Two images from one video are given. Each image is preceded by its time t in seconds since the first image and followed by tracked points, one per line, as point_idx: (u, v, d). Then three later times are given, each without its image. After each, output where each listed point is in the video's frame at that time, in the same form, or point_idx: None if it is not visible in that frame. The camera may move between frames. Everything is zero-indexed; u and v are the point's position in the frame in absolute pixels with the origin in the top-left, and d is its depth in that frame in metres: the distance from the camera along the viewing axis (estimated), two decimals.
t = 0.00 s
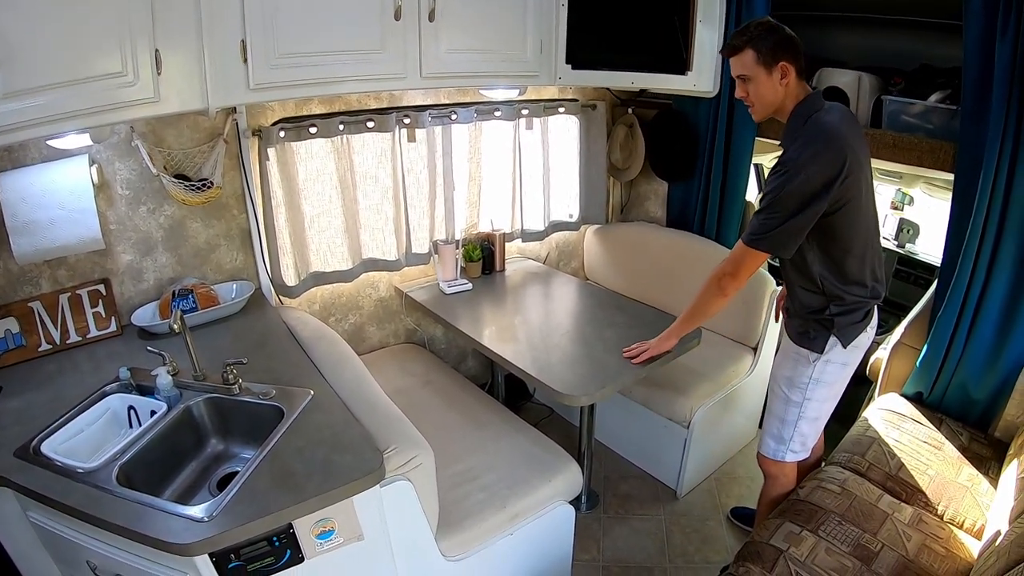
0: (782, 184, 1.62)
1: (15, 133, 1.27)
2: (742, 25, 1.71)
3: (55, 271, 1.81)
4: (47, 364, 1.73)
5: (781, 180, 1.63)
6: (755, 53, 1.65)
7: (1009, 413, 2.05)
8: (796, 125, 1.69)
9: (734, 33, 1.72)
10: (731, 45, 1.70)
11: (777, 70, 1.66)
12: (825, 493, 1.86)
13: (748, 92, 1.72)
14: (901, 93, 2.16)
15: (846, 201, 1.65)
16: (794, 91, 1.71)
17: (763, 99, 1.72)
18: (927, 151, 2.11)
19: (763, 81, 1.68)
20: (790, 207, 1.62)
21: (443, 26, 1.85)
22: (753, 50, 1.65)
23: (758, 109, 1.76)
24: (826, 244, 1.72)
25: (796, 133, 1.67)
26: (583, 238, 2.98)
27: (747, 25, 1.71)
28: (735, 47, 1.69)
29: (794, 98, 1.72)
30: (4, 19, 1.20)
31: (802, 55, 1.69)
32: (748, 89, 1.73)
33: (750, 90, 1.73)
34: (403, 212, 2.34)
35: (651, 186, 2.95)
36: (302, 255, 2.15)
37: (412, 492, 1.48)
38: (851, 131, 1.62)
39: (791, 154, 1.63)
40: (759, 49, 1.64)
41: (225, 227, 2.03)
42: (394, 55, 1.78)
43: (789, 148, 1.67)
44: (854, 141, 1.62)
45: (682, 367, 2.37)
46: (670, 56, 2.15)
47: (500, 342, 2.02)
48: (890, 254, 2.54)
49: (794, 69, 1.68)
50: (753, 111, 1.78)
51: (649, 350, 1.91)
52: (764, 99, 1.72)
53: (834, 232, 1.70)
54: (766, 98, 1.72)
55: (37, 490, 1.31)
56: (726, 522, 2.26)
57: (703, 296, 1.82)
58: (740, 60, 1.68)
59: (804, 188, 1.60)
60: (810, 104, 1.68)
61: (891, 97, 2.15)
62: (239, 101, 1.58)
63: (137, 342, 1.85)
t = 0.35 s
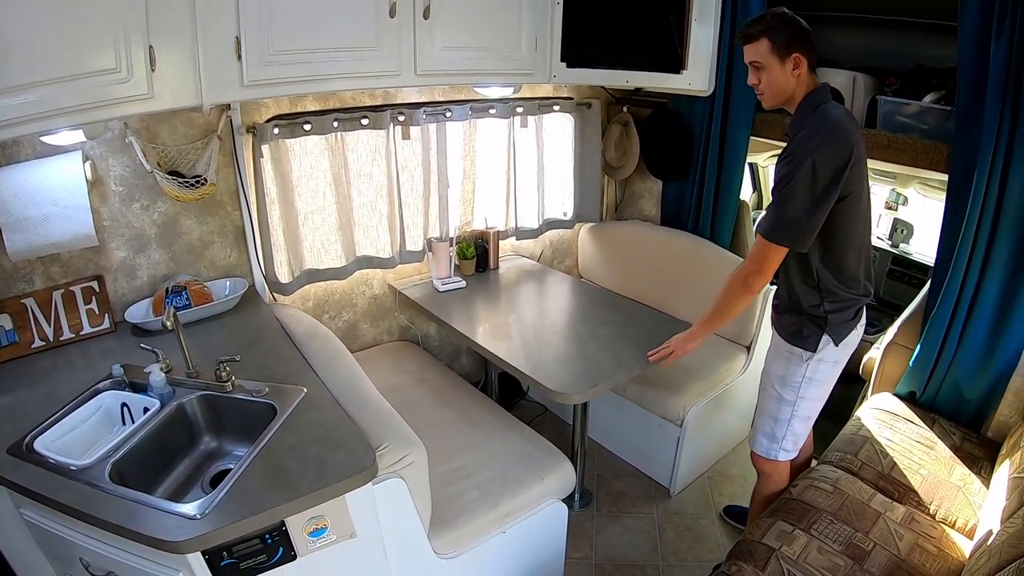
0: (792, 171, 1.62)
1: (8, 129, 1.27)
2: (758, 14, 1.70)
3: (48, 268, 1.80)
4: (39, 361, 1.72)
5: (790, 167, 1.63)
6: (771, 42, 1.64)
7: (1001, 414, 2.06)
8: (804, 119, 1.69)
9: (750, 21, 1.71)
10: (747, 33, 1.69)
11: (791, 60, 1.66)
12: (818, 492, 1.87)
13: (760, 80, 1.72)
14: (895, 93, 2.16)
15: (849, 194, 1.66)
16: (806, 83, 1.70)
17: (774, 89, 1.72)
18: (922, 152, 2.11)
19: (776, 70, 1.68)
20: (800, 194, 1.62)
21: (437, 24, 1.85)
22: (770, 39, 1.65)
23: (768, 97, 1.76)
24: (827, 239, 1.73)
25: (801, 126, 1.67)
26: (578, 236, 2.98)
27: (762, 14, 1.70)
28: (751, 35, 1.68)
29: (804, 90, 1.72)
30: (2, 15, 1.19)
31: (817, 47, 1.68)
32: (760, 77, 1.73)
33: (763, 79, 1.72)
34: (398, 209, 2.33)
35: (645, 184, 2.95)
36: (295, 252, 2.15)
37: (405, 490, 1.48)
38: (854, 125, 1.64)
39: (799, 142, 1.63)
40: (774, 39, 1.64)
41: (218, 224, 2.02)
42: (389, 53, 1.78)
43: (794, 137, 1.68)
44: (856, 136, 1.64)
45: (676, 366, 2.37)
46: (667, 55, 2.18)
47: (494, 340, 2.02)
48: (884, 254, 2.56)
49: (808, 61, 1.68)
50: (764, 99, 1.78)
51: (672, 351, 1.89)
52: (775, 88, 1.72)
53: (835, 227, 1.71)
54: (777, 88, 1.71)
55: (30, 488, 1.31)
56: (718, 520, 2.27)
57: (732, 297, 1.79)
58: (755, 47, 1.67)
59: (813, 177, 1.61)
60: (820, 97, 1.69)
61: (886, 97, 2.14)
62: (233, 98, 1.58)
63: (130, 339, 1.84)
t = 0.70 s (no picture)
0: (848, 167, 1.54)
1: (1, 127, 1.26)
2: (766, 11, 1.67)
3: (41, 266, 1.79)
4: (32, 360, 1.71)
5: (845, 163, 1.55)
6: (787, 34, 1.61)
7: (993, 412, 2.10)
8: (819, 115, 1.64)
9: (759, 17, 1.67)
10: (761, 26, 1.65)
11: (804, 54, 1.63)
12: (810, 491, 1.87)
13: (772, 75, 1.67)
14: (888, 93, 2.16)
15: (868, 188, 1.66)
16: (815, 79, 1.68)
17: (786, 85, 1.68)
18: (915, 151, 2.10)
19: (792, 63, 1.64)
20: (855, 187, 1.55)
21: (431, 22, 1.85)
22: (787, 31, 1.62)
23: (778, 95, 1.71)
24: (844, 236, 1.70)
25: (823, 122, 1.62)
26: (571, 235, 2.98)
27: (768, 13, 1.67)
28: (766, 27, 1.64)
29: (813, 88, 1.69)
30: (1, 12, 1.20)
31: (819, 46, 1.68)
32: (771, 72, 1.68)
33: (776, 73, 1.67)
34: (391, 208, 2.33)
35: (639, 183, 2.96)
36: (288, 250, 2.15)
37: (397, 488, 1.48)
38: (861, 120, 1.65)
39: (838, 137, 1.56)
40: (790, 31, 1.61)
41: (212, 222, 2.02)
42: (382, 52, 1.78)
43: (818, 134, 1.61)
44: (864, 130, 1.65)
45: (670, 365, 2.38)
46: (659, 52, 2.16)
47: (486, 338, 2.02)
48: (877, 254, 2.57)
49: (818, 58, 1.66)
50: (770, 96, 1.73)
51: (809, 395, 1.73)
52: (787, 84, 1.68)
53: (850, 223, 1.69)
54: (789, 83, 1.67)
55: (23, 486, 1.31)
56: (711, 518, 2.27)
57: (849, 295, 1.58)
58: (771, 39, 1.63)
59: (866, 170, 1.56)
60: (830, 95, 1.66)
61: (880, 97, 2.13)
62: (226, 97, 1.58)
63: (123, 337, 1.84)
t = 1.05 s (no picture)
0: (878, 161, 1.57)
1: None
2: (767, 15, 1.59)
3: (37, 266, 1.78)
4: (27, 360, 1.71)
5: (874, 162, 1.56)
6: (805, 36, 1.57)
7: (988, 411, 2.13)
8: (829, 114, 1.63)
9: (766, 21, 1.58)
10: (779, 31, 1.56)
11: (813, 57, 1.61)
12: (806, 489, 1.88)
13: (795, 80, 1.60)
14: (884, 92, 2.15)
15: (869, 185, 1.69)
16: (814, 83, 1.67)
17: (804, 88, 1.63)
18: (909, 150, 2.12)
19: (809, 66, 1.60)
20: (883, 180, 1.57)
21: (426, 22, 1.85)
22: (803, 34, 1.57)
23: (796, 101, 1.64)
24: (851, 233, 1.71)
25: (835, 120, 1.62)
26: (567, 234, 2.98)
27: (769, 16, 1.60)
28: (784, 32, 1.56)
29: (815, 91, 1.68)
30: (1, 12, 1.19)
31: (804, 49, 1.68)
32: (791, 78, 1.61)
33: (794, 77, 1.61)
34: (387, 207, 2.33)
35: (635, 182, 2.96)
36: (284, 250, 2.14)
37: (393, 488, 1.48)
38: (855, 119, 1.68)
39: (862, 136, 1.57)
40: (805, 34, 1.58)
41: (207, 222, 2.02)
42: (377, 51, 1.78)
43: (837, 132, 1.60)
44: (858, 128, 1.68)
45: (666, 364, 2.38)
46: (654, 54, 2.21)
47: (482, 337, 2.02)
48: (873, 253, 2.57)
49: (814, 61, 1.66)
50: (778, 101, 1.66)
51: (922, 393, 1.64)
52: (805, 88, 1.63)
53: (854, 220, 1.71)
54: (805, 87, 1.63)
55: (18, 486, 1.30)
56: (707, 517, 2.28)
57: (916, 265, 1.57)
58: (794, 43, 1.56)
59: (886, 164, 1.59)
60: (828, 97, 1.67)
61: (875, 95, 2.12)
62: (222, 96, 1.57)
63: (118, 337, 1.83)
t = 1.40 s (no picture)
0: (879, 164, 1.59)
1: None
2: (775, 16, 1.59)
3: (35, 265, 1.78)
4: (25, 358, 1.71)
5: (875, 165, 1.58)
6: (813, 39, 1.57)
7: (985, 411, 2.14)
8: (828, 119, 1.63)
9: (774, 23, 1.58)
10: (789, 32, 1.55)
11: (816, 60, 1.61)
12: (803, 488, 1.88)
13: (798, 81, 1.59)
14: (882, 92, 2.14)
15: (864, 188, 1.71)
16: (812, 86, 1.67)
17: (805, 92, 1.63)
18: (907, 150, 2.11)
19: (812, 70, 1.60)
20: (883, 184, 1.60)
21: (425, 21, 1.85)
22: (809, 37, 1.57)
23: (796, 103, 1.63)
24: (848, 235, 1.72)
25: (835, 122, 1.62)
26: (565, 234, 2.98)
27: (775, 17, 1.60)
28: (794, 33, 1.55)
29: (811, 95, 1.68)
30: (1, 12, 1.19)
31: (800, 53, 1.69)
32: (795, 80, 1.60)
33: (798, 79, 1.60)
34: (385, 206, 2.33)
35: (633, 182, 2.96)
36: (282, 249, 2.14)
37: (391, 487, 1.48)
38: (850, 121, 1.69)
39: (863, 138, 1.58)
40: (812, 37, 1.57)
41: (205, 221, 2.01)
42: (376, 50, 1.78)
43: (838, 135, 1.60)
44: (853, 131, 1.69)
45: (664, 364, 2.38)
46: (654, 53, 2.24)
47: (480, 337, 2.02)
48: (871, 253, 2.59)
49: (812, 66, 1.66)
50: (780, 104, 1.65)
51: (921, 390, 1.73)
52: (807, 90, 1.62)
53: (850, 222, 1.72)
54: (807, 90, 1.63)
55: (16, 485, 1.30)
56: (705, 517, 2.28)
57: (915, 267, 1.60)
58: (801, 45, 1.56)
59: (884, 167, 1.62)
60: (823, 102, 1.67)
61: (874, 96, 2.11)
62: (220, 94, 1.57)
63: (116, 336, 1.83)
